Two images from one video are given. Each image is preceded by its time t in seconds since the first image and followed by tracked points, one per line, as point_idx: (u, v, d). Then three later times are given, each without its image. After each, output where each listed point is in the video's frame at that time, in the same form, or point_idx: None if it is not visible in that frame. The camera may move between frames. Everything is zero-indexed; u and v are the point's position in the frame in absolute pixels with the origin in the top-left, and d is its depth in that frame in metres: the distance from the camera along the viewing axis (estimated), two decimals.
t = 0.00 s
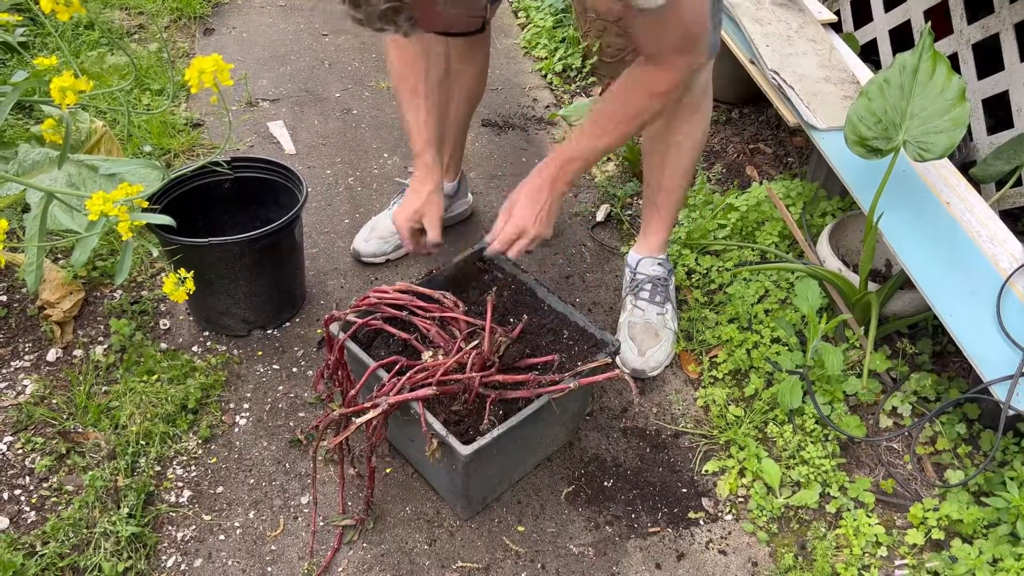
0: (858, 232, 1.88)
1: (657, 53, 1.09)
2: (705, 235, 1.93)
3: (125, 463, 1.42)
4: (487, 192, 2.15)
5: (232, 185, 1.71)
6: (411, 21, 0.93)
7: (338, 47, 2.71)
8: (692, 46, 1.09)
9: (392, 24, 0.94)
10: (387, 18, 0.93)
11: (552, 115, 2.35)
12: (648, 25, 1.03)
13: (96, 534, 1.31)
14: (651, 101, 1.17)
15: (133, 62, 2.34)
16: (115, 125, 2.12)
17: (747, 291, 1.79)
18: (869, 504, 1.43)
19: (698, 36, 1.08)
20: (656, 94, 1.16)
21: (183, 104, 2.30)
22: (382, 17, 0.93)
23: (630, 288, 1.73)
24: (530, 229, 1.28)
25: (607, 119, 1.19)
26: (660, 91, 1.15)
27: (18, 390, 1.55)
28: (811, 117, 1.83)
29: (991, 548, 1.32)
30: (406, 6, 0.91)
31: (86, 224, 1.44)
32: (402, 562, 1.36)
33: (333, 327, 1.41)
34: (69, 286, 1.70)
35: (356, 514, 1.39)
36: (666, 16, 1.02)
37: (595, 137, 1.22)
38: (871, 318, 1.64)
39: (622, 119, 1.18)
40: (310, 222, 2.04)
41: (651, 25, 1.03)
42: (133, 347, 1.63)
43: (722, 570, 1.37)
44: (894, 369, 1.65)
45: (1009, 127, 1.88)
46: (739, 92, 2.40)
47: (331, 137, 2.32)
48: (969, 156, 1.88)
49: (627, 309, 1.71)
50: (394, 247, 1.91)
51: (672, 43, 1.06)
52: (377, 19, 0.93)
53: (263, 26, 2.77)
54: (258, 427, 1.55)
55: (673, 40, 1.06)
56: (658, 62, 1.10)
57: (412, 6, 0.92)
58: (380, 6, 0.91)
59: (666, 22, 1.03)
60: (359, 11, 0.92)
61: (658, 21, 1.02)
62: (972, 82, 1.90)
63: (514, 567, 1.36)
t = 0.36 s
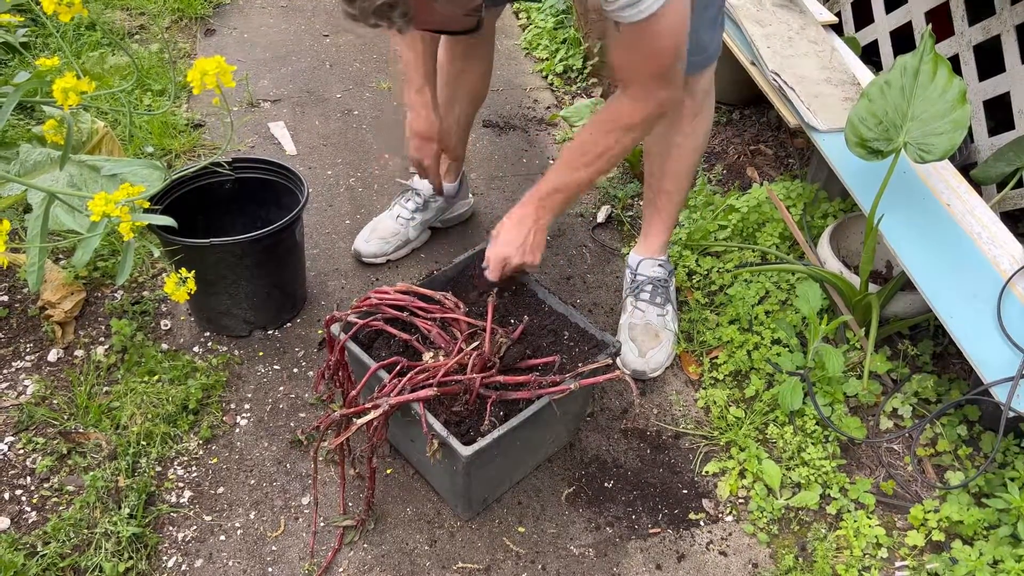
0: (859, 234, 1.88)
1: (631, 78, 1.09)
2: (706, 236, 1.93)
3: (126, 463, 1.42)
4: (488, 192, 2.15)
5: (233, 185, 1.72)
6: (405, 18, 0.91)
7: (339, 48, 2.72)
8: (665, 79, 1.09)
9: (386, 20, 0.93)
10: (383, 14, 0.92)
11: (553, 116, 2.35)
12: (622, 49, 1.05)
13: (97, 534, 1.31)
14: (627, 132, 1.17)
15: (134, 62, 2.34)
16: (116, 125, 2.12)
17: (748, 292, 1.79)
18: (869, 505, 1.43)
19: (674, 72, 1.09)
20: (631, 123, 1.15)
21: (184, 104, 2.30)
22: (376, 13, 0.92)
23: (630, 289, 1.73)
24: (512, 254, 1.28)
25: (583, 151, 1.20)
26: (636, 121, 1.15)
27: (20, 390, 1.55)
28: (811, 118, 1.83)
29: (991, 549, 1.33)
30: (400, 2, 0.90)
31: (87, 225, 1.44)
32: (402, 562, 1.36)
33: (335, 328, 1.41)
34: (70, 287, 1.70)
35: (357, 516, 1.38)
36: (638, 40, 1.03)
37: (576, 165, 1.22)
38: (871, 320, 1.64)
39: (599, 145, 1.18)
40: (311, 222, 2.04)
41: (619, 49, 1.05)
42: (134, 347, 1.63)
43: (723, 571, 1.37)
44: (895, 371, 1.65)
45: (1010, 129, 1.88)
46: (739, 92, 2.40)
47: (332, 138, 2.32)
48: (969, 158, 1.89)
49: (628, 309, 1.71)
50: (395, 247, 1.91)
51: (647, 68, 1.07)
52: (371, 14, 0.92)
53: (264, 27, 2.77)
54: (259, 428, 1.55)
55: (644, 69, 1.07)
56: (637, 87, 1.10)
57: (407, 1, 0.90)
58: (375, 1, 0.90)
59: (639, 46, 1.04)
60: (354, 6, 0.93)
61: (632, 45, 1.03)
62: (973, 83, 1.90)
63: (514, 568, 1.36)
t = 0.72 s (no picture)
0: (859, 233, 1.88)
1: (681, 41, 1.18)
2: (706, 236, 1.92)
3: (125, 463, 1.42)
4: (487, 192, 2.15)
5: (233, 185, 1.72)
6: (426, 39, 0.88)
7: (339, 48, 2.72)
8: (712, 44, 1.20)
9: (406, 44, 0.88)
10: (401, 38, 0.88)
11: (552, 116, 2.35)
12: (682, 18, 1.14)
13: (96, 535, 1.31)
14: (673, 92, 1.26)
15: (134, 63, 2.34)
16: (116, 126, 2.12)
17: (748, 292, 1.79)
18: (869, 505, 1.43)
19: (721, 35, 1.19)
20: (678, 82, 1.24)
21: (184, 105, 2.30)
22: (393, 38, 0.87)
23: (630, 289, 1.73)
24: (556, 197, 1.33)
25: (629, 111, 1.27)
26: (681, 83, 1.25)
27: (19, 390, 1.55)
28: (811, 118, 1.83)
29: (991, 549, 1.32)
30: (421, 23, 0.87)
31: (86, 225, 1.44)
32: (402, 562, 1.36)
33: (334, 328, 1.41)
34: (70, 287, 1.70)
35: (357, 515, 1.39)
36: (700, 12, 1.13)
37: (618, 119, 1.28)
38: (871, 320, 1.64)
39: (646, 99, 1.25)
40: (310, 222, 2.04)
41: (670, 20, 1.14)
42: (134, 347, 1.63)
43: (723, 571, 1.37)
44: (894, 371, 1.65)
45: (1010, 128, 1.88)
46: (739, 92, 2.40)
47: (332, 138, 2.32)
48: (970, 158, 1.89)
49: (627, 309, 1.71)
50: (394, 248, 1.91)
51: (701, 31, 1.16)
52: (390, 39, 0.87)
53: (263, 27, 2.77)
54: (258, 428, 1.55)
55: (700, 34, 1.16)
56: (689, 47, 1.18)
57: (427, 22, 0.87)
58: (394, 25, 0.85)
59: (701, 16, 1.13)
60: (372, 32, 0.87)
61: (689, 15, 1.13)
62: (973, 83, 1.90)
63: (514, 568, 1.36)
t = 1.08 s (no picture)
0: (858, 235, 1.88)
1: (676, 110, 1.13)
2: (705, 237, 1.92)
3: (123, 466, 1.42)
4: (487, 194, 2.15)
5: (232, 188, 1.71)
6: (477, 54, 0.82)
7: (338, 49, 2.71)
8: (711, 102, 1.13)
9: (456, 58, 0.83)
10: (452, 54, 0.83)
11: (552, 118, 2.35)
12: (668, 79, 1.09)
13: (95, 538, 1.31)
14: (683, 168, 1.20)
15: (132, 64, 2.34)
16: (114, 128, 2.12)
17: (748, 293, 1.79)
18: (870, 507, 1.43)
19: (719, 90, 1.12)
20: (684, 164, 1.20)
21: (183, 107, 2.30)
22: (444, 52, 0.82)
23: (630, 291, 1.73)
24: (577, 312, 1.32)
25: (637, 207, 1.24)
26: (687, 159, 1.19)
27: (17, 393, 1.55)
28: (811, 119, 1.82)
29: (992, 551, 1.32)
30: (474, 39, 0.81)
31: (83, 227, 1.43)
32: (401, 565, 1.35)
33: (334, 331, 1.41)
34: (68, 289, 1.70)
35: (356, 517, 1.39)
36: (684, 64, 1.06)
37: (632, 226, 1.26)
38: (871, 321, 1.64)
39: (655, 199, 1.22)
40: (309, 224, 2.04)
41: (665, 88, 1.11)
42: (132, 349, 1.63)
43: (723, 573, 1.36)
44: (895, 373, 1.65)
45: (1010, 129, 1.88)
46: (738, 93, 2.39)
47: (331, 140, 2.32)
48: (969, 159, 1.88)
49: (627, 311, 1.71)
50: (394, 250, 1.90)
51: (698, 94, 1.10)
52: (441, 54, 0.82)
53: (262, 29, 2.77)
54: (257, 431, 1.55)
55: (693, 95, 1.10)
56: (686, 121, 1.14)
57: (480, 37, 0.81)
58: (445, 39, 0.80)
59: (686, 70, 1.07)
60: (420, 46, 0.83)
61: (678, 74, 1.08)
62: (973, 85, 1.90)
63: (514, 571, 1.36)
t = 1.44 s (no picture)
0: (860, 237, 1.87)
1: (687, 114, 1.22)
2: (707, 239, 1.92)
3: (125, 469, 1.42)
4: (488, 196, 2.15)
5: (233, 190, 1.71)
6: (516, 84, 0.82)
7: (339, 51, 2.71)
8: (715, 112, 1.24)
9: (495, 87, 0.83)
10: (491, 83, 0.82)
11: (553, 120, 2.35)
12: (692, 82, 1.16)
13: (96, 541, 1.31)
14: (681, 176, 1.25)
15: (133, 67, 2.34)
16: (116, 130, 2.12)
17: (750, 295, 1.79)
18: (872, 510, 1.42)
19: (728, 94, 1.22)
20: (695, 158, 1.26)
21: (184, 109, 2.30)
22: (483, 82, 0.82)
23: (631, 293, 1.72)
24: (598, 316, 1.27)
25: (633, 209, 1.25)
26: (698, 154, 1.26)
27: (19, 396, 1.55)
28: (812, 121, 1.82)
29: (995, 555, 1.32)
30: (515, 68, 0.80)
31: (85, 230, 1.44)
32: (403, 568, 1.35)
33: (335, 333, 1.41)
34: (70, 292, 1.70)
35: (357, 520, 1.39)
36: (708, 72, 1.15)
37: (641, 220, 1.26)
38: (872, 324, 1.64)
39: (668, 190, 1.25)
40: (310, 226, 2.03)
41: (693, 83, 1.16)
42: (133, 352, 1.62)
43: None
44: (897, 375, 1.65)
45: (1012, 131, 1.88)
46: (739, 95, 2.39)
47: (332, 142, 2.32)
48: (971, 161, 1.89)
49: (629, 313, 1.70)
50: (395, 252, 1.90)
51: (715, 95, 1.19)
52: (479, 84, 0.82)
53: (263, 31, 2.77)
54: (258, 434, 1.55)
55: (712, 96, 1.19)
56: (699, 118, 1.22)
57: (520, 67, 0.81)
58: (487, 69, 0.79)
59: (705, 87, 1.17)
60: (460, 75, 0.82)
61: (704, 78, 1.15)
62: (974, 87, 1.90)
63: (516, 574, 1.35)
